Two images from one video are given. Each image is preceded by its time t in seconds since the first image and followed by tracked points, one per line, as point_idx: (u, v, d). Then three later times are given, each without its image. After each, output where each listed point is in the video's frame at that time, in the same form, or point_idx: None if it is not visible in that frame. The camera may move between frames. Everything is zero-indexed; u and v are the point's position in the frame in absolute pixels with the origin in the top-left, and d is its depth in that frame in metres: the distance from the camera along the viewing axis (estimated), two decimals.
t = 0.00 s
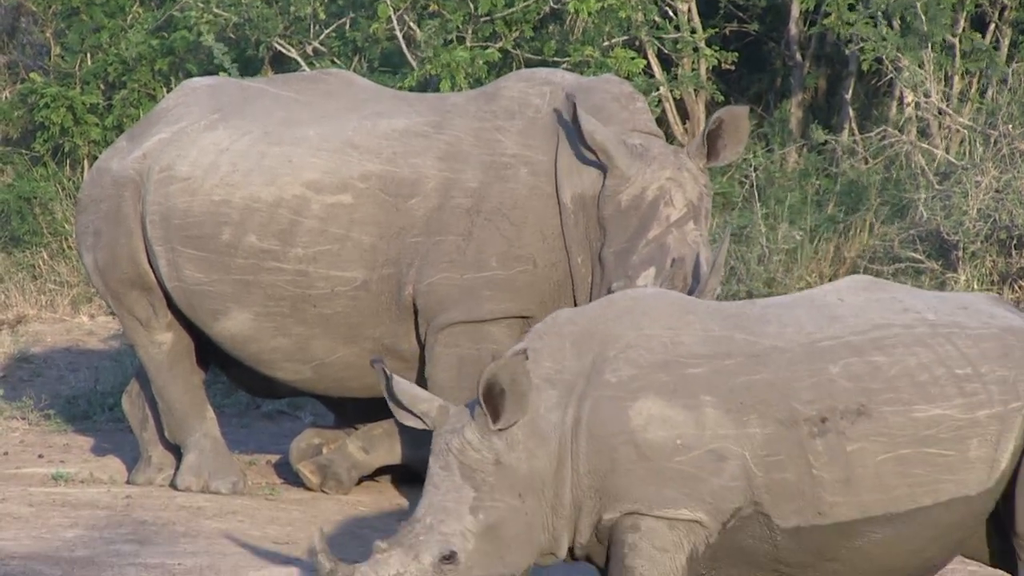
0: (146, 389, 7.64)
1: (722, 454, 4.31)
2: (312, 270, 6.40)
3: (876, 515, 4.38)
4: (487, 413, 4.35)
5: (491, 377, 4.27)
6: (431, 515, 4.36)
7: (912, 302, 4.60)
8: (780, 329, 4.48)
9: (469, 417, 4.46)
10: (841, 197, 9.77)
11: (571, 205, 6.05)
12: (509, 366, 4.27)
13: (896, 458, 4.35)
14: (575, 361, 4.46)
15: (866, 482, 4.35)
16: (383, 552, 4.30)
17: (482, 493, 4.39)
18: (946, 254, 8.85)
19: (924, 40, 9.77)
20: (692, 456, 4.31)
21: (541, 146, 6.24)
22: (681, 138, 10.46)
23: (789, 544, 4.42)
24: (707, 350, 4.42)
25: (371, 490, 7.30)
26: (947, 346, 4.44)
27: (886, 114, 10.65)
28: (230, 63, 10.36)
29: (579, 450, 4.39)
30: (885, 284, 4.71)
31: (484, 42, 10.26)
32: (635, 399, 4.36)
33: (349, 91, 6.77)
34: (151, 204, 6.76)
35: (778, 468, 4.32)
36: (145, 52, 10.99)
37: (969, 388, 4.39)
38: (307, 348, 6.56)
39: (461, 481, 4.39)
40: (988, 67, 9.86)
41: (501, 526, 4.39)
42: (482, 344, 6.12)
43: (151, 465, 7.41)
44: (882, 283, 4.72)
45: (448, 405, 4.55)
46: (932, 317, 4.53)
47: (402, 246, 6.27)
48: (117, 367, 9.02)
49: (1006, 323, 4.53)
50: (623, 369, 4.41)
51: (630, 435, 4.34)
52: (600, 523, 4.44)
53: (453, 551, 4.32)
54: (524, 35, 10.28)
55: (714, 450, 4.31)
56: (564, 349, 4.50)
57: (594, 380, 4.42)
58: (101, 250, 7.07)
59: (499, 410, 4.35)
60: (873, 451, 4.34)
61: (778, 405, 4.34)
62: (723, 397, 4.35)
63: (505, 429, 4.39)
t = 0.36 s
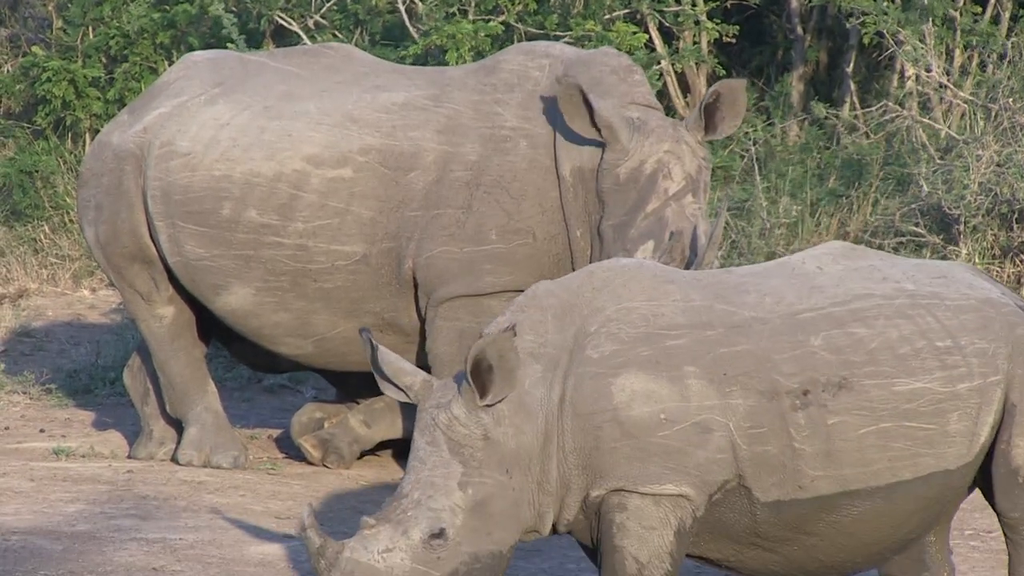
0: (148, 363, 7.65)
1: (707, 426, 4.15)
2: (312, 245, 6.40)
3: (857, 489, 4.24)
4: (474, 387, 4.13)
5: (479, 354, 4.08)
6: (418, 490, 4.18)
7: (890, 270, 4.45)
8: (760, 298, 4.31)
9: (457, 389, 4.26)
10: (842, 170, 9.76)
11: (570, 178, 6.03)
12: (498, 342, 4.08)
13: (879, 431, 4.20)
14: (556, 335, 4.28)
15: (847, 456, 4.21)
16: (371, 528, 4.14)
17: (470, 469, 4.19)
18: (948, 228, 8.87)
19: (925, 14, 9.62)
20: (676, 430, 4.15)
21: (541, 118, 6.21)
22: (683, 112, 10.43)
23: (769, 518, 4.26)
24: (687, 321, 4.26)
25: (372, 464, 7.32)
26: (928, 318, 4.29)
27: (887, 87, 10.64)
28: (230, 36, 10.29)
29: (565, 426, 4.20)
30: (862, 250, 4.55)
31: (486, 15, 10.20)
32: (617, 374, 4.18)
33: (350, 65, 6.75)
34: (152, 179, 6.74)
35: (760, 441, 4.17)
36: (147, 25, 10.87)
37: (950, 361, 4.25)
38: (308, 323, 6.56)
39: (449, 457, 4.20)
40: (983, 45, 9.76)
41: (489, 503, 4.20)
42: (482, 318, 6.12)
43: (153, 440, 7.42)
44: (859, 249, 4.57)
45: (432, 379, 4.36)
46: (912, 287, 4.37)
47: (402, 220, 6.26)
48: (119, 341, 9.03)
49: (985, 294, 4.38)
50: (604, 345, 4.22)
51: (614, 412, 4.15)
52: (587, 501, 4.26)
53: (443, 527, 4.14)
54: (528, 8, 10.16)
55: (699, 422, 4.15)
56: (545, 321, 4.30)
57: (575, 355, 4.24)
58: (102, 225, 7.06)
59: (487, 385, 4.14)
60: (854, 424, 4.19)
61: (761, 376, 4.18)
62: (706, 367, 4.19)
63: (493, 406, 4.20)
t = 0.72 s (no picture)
0: (148, 355, 7.66)
1: (699, 424, 4.17)
2: (312, 239, 6.40)
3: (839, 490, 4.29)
4: (488, 383, 4.07)
5: (497, 352, 4.01)
6: (428, 484, 4.06)
7: (874, 265, 4.49)
8: (748, 294, 4.34)
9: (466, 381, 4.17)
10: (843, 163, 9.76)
11: (570, 171, 6.03)
12: (518, 342, 4.02)
13: (863, 433, 4.25)
14: (552, 326, 4.28)
15: (830, 457, 4.25)
16: (385, 521, 4.01)
17: (480, 464, 4.12)
18: (948, 221, 8.88)
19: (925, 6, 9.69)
20: (668, 429, 4.16)
21: (540, 111, 6.21)
22: (683, 104, 10.42)
23: (751, 515, 4.30)
24: (677, 316, 4.27)
25: (372, 457, 7.33)
26: (913, 320, 4.34)
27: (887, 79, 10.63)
28: (229, 29, 10.26)
29: (559, 425, 4.21)
30: (847, 242, 4.58)
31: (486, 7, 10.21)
32: (610, 372, 4.19)
33: (349, 58, 6.75)
34: (152, 173, 6.73)
35: (747, 440, 4.20)
36: (147, 18, 10.84)
37: (934, 363, 4.31)
38: (308, 316, 6.57)
39: (460, 451, 4.10)
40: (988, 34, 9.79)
41: (497, 500, 4.12)
42: (482, 311, 6.13)
43: (153, 433, 7.42)
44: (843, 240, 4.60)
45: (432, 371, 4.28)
46: (896, 285, 4.42)
47: (402, 213, 6.26)
48: (119, 333, 9.03)
49: (968, 291, 4.44)
50: (596, 343, 4.24)
51: (605, 413, 4.16)
52: (580, 499, 4.25)
53: (458, 522, 4.05)
54: None
55: (690, 420, 4.17)
56: (541, 314, 4.29)
57: (567, 351, 4.25)
58: (102, 218, 7.05)
59: (500, 382, 4.06)
60: (838, 426, 4.24)
61: (750, 374, 4.21)
62: (697, 364, 4.21)
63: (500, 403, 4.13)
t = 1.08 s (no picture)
0: (149, 346, 7.66)
1: (694, 415, 4.17)
2: (313, 230, 6.39)
3: (831, 480, 4.30)
4: (501, 377, 3.98)
5: (511, 346, 3.95)
6: (454, 479, 3.93)
7: (862, 256, 4.51)
8: (740, 284, 4.35)
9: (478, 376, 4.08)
10: (844, 154, 9.75)
11: (571, 162, 6.03)
12: (532, 336, 3.97)
13: (855, 424, 4.27)
14: (551, 316, 4.24)
15: (823, 446, 4.27)
16: (418, 519, 3.86)
17: (499, 458, 4.02)
18: (949, 212, 8.86)
19: None
20: (664, 421, 4.15)
21: (541, 103, 6.20)
22: (685, 95, 10.40)
23: (743, 505, 4.30)
24: (671, 307, 4.27)
25: (374, 449, 7.34)
26: (903, 310, 4.37)
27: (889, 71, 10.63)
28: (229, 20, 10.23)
29: (557, 420, 4.17)
30: (833, 235, 4.61)
31: None
32: (605, 365, 4.20)
33: (350, 49, 6.74)
34: (154, 165, 6.74)
35: (742, 430, 4.21)
36: (149, 9, 10.82)
37: (925, 354, 4.33)
38: (309, 308, 6.57)
39: (479, 446, 4.00)
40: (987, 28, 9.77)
41: (514, 495, 4.02)
42: (483, 302, 6.12)
43: (154, 424, 7.42)
44: (830, 233, 4.63)
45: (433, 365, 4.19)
46: (885, 276, 4.45)
47: (402, 205, 6.26)
48: (121, 324, 9.04)
49: (954, 282, 4.48)
50: (591, 336, 4.24)
51: (601, 406, 4.16)
52: (576, 492, 4.23)
53: (485, 517, 3.93)
54: None
55: (686, 411, 4.16)
56: (539, 305, 4.24)
57: (563, 343, 4.24)
58: (103, 209, 7.06)
59: (514, 378, 3.99)
60: (831, 416, 4.25)
61: (743, 364, 4.22)
62: (691, 355, 4.21)
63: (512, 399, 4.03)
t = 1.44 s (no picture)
0: (150, 342, 7.67)
1: (699, 415, 4.15)
2: (314, 226, 6.39)
3: (832, 479, 4.31)
4: (506, 377, 3.97)
5: (515, 347, 3.94)
6: (459, 477, 3.92)
7: (862, 254, 4.50)
8: (743, 283, 4.33)
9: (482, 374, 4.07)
10: (845, 149, 9.73)
11: (571, 158, 6.01)
12: (534, 338, 3.96)
13: (857, 424, 4.27)
14: (557, 314, 4.20)
15: (824, 447, 4.27)
16: (424, 517, 3.85)
17: (505, 456, 4.02)
18: (949, 207, 8.89)
19: None
20: (668, 421, 4.14)
21: (541, 98, 6.19)
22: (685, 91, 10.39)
23: (743, 503, 4.30)
24: (676, 306, 4.25)
25: (374, 444, 7.34)
26: (905, 310, 4.37)
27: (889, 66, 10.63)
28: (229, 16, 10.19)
29: (561, 418, 4.15)
30: (832, 230, 4.59)
31: None
32: (610, 364, 4.17)
33: (351, 45, 6.74)
34: (154, 161, 6.74)
35: (745, 430, 4.19)
36: (149, 4, 10.80)
37: (925, 355, 4.33)
38: (310, 304, 6.57)
39: (486, 444, 3.99)
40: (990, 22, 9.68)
41: (518, 493, 4.02)
42: (484, 298, 6.12)
43: (155, 419, 7.43)
44: (828, 228, 4.61)
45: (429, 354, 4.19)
46: (885, 274, 4.45)
47: (403, 201, 6.26)
48: (121, 319, 9.04)
49: (953, 280, 4.47)
50: (596, 334, 4.21)
51: (606, 406, 4.14)
52: (578, 490, 4.21)
53: (490, 515, 3.93)
54: None
55: (691, 411, 4.15)
56: (546, 302, 4.20)
57: (568, 341, 4.21)
58: (104, 205, 7.06)
59: (519, 378, 3.99)
60: (833, 416, 4.25)
61: (748, 364, 4.20)
62: (695, 355, 4.19)
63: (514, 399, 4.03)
